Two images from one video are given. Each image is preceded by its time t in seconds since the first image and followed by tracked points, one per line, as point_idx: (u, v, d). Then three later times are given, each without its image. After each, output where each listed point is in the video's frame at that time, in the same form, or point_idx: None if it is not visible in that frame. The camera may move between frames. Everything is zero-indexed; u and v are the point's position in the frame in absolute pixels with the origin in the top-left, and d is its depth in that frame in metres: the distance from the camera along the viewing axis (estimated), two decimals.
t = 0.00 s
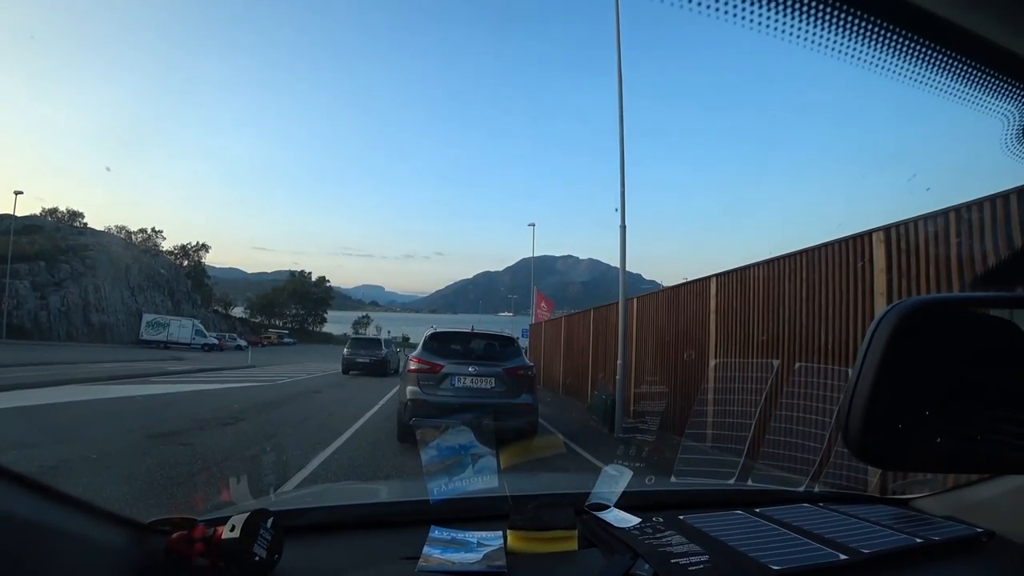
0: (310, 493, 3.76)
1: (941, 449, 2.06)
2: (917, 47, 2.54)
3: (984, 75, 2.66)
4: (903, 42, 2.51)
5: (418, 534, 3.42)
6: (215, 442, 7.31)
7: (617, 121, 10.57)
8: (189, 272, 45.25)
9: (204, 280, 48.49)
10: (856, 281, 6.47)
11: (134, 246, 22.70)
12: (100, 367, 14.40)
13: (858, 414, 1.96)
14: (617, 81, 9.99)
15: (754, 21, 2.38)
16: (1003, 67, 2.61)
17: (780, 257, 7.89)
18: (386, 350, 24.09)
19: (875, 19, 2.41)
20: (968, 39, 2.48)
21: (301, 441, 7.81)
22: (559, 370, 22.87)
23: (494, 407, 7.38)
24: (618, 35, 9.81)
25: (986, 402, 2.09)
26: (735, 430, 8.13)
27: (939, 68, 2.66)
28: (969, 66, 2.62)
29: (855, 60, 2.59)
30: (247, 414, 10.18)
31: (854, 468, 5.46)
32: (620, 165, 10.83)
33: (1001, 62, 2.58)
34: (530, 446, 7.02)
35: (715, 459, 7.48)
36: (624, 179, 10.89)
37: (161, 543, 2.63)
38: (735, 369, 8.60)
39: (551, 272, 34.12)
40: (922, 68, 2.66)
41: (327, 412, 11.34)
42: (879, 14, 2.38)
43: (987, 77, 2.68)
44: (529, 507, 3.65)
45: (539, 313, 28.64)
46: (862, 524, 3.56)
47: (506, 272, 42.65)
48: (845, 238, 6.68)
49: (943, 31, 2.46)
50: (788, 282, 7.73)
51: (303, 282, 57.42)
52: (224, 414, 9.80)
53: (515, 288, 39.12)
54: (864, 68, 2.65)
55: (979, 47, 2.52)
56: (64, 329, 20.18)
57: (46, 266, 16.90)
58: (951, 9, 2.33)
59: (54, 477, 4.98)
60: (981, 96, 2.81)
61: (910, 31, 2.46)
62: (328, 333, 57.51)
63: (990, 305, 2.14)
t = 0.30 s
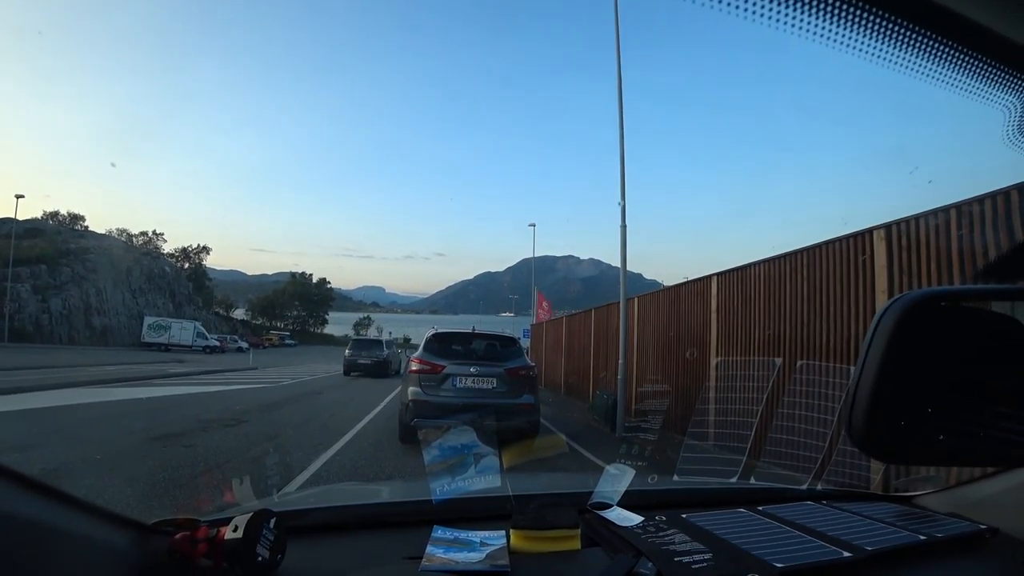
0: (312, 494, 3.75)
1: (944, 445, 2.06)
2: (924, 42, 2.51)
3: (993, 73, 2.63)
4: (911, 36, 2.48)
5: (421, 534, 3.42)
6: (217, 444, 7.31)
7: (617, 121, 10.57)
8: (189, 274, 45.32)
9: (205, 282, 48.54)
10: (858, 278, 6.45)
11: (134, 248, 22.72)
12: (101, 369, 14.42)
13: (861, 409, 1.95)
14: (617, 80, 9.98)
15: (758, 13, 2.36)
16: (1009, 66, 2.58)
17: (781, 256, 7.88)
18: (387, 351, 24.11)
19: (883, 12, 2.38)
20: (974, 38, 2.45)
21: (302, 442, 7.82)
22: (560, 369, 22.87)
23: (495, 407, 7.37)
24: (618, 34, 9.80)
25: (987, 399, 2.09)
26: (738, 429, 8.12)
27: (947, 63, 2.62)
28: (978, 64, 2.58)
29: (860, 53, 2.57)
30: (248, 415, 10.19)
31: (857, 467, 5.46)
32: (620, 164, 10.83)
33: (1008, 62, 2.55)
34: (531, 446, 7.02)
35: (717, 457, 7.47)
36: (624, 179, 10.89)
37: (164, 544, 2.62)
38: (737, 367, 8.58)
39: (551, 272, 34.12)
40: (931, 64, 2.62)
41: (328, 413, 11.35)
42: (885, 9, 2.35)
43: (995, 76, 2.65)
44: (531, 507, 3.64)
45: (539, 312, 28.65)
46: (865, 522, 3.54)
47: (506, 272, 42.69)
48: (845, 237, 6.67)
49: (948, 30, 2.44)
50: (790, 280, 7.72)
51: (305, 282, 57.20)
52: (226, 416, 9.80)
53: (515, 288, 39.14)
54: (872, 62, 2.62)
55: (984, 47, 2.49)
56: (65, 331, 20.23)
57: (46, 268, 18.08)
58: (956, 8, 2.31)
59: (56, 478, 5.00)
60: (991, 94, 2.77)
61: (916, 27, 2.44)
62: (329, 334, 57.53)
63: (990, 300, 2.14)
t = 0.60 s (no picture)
0: (311, 495, 3.77)
1: (943, 447, 2.15)
2: (905, 61, 2.59)
3: (973, 89, 2.70)
4: (891, 55, 2.56)
5: (418, 536, 3.43)
6: (217, 445, 7.31)
7: (617, 124, 10.61)
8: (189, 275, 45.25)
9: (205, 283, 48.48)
10: (856, 281, 6.49)
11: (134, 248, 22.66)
12: (100, 370, 14.39)
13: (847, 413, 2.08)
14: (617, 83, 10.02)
15: (743, 36, 2.44)
16: (996, 79, 2.63)
17: (779, 258, 7.92)
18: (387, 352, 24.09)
19: (863, 34, 2.46)
20: (961, 52, 2.50)
21: (301, 444, 7.82)
22: (560, 371, 22.87)
23: (494, 409, 7.38)
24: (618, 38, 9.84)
25: (991, 403, 2.12)
26: (736, 430, 8.14)
27: (928, 80, 2.70)
28: (959, 81, 2.66)
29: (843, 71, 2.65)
30: (248, 416, 10.17)
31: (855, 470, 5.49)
32: (620, 167, 10.85)
33: (995, 75, 2.59)
34: (530, 447, 7.03)
35: (715, 459, 7.49)
36: (624, 181, 10.92)
37: (162, 546, 2.63)
38: (735, 369, 8.61)
39: (551, 273, 34.11)
40: (911, 81, 2.71)
41: (328, 414, 11.34)
42: (866, 30, 2.43)
43: (977, 92, 2.72)
44: (529, 509, 3.66)
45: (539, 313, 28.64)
46: (861, 524, 3.56)
47: (507, 273, 42.65)
48: (844, 238, 6.69)
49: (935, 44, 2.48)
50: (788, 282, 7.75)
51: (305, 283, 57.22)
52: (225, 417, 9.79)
53: (515, 289, 39.10)
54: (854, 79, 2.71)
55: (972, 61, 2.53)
56: (64, 332, 20.14)
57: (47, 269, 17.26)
58: (943, 23, 2.35)
59: (57, 480, 5.00)
60: (972, 109, 2.85)
61: (897, 46, 2.51)
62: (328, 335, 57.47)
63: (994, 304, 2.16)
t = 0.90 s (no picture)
0: (307, 496, 3.75)
1: (941, 442, 2.16)
2: (898, 49, 2.59)
3: (968, 77, 2.69)
4: (885, 43, 2.55)
5: (413, 536, 3.41)
6: (214, 447, 7.29)
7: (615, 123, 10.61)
8: (187, 277, 45.30)
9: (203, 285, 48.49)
10: (854, 278, 6.46)
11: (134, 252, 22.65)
12: (98, 373, 14.38)
13: (832, 406, 2.02)
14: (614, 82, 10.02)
15: (734, 24, 2.43)
16: (993, 70, 2.61)
17: (777, 256, 7.89)
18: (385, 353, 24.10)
19: (856, 21, 2.45)
20: (956, 42, 2.48)
21: (299, 446, 7.80)
22: (559, 372, 22.80)
23: (491, 410, 7.37)
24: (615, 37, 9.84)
25: (980, 397, 2.15)
26: (735, 430, 8.12)
27: (922, 69, 2.69)
28: (954, 69, 2.65)
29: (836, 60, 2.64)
30: (246, 419, 10.16)
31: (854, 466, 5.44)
32: (617, 166, 10.85)
33: (993, 65, 2.57)
34: (528, 448, 7.01)
35: (713, 458, 7.46)
36: (621, 181, 10.92)
37: (155, 547, 2.61)
38: (733, 368, 8.59)
39: (549, 274, 34.11)
40: (905, 69, 2.69)
41: (326, 416, 11.33)
42: (858, 17, 2.42)
43: (970, 80, 2.71)
44: (524, 509, 3.64)
45: (539, 315, 28.62)
46: (858, 522, 3.54)
47: (505, 274, 42.62)
48: (843, 236, 6.67)
49: (930, 33, 2.47)
50: (786, 280, 7.72)
51: (304, 286, 57.15)
52: (224, 420, 9.78)
53: (514, 290, 39.11)
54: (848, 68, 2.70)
55: (969, 50, 2.51)
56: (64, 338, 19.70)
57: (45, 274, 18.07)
58: (938, 10, 2.33)
59: (54, 483, 4.98)
60: (967, 97, 2.83)
61: (890, 34, 2.50)
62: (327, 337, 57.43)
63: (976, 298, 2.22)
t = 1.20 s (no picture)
0: (304, 497, 3.74)
1: (936, 444, 2.18)
2: (894, 58, 2.60)
3: (965, 86, 2.70)
4: (883, 52, 2.56)
5: (409, 538, 3.40)
6: (211, 448, 7.27)
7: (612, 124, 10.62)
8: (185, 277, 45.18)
9: (201, 285, 48.37)
10: (852, 282, 6.46)
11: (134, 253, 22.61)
12: (95, 373, 14.32)
13: (828, 406, 2.03)
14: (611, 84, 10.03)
15: (732, 31, 2.44)
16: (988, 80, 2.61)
17: (775, 258, 7.90)
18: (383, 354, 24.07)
19: (853, 30, 2.46)
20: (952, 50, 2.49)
21: (296, 447, 7.78)
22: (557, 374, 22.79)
23: (488, 411, 7.36)
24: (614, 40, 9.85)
25: (977, 401, 2.16)
26: (732, 432, 8.12)
27: (918, 76, 2.70)
28: (951, 77, 2.65)
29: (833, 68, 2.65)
30: (244, 420, 10.13)
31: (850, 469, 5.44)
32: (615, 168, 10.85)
33: (989, 73, 2.58)
34: (525, 449, 7.00)
35: (710, 460, 7.47)
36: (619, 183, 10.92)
37: (150, 549, 2.59)
38: (731, 371, 8.60)
39: (547, 276, 34.10)
40: (902, 77, 2.71)
41: (324, 417, 11.31)
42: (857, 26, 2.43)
43: (969, 89, 2.72)
44: (521, 511, 3.63)
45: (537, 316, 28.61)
46: (855, 525, 3.54)
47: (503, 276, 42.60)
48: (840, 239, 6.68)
49: (926, 42, 2.47)
50: (783, 283, 7.73)
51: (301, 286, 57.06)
52: (221, 420, 9.76)
53: (512, 292, 39.10)
54: (846, 75, 2.72)
55: (966, 58, 2.52)
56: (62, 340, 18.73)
57: (38, 271, 16.97)
58: (936, 18, 2.33)
59: (50, 484, 4.96)
60: (963, 106, 2.85)
61: (888, 42, 2.51)
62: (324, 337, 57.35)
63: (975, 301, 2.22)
